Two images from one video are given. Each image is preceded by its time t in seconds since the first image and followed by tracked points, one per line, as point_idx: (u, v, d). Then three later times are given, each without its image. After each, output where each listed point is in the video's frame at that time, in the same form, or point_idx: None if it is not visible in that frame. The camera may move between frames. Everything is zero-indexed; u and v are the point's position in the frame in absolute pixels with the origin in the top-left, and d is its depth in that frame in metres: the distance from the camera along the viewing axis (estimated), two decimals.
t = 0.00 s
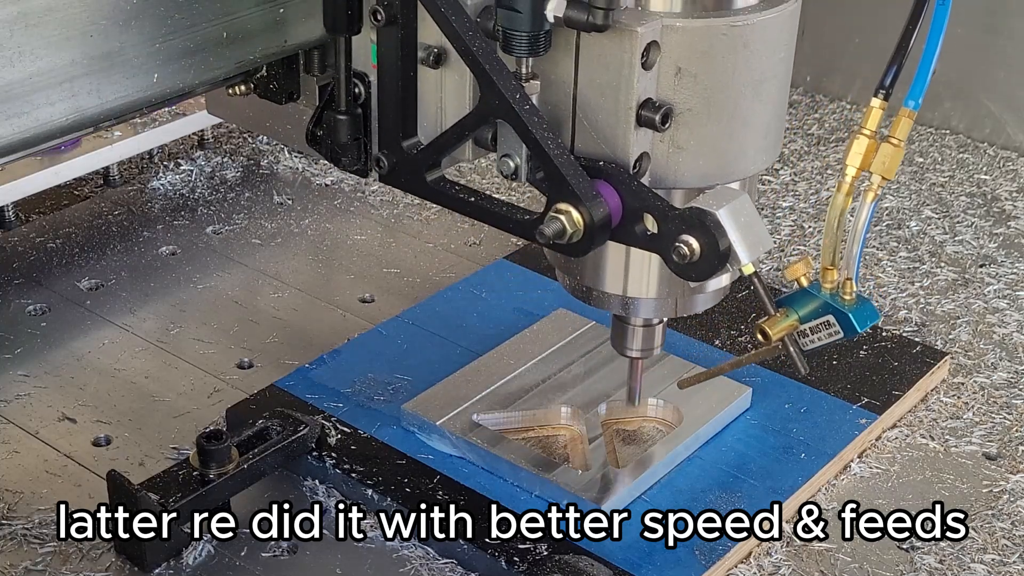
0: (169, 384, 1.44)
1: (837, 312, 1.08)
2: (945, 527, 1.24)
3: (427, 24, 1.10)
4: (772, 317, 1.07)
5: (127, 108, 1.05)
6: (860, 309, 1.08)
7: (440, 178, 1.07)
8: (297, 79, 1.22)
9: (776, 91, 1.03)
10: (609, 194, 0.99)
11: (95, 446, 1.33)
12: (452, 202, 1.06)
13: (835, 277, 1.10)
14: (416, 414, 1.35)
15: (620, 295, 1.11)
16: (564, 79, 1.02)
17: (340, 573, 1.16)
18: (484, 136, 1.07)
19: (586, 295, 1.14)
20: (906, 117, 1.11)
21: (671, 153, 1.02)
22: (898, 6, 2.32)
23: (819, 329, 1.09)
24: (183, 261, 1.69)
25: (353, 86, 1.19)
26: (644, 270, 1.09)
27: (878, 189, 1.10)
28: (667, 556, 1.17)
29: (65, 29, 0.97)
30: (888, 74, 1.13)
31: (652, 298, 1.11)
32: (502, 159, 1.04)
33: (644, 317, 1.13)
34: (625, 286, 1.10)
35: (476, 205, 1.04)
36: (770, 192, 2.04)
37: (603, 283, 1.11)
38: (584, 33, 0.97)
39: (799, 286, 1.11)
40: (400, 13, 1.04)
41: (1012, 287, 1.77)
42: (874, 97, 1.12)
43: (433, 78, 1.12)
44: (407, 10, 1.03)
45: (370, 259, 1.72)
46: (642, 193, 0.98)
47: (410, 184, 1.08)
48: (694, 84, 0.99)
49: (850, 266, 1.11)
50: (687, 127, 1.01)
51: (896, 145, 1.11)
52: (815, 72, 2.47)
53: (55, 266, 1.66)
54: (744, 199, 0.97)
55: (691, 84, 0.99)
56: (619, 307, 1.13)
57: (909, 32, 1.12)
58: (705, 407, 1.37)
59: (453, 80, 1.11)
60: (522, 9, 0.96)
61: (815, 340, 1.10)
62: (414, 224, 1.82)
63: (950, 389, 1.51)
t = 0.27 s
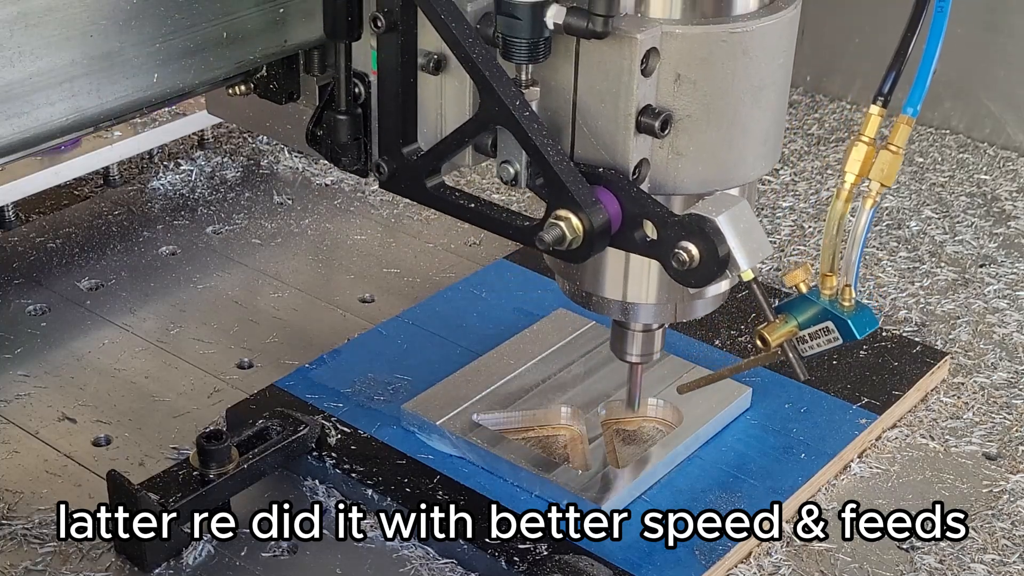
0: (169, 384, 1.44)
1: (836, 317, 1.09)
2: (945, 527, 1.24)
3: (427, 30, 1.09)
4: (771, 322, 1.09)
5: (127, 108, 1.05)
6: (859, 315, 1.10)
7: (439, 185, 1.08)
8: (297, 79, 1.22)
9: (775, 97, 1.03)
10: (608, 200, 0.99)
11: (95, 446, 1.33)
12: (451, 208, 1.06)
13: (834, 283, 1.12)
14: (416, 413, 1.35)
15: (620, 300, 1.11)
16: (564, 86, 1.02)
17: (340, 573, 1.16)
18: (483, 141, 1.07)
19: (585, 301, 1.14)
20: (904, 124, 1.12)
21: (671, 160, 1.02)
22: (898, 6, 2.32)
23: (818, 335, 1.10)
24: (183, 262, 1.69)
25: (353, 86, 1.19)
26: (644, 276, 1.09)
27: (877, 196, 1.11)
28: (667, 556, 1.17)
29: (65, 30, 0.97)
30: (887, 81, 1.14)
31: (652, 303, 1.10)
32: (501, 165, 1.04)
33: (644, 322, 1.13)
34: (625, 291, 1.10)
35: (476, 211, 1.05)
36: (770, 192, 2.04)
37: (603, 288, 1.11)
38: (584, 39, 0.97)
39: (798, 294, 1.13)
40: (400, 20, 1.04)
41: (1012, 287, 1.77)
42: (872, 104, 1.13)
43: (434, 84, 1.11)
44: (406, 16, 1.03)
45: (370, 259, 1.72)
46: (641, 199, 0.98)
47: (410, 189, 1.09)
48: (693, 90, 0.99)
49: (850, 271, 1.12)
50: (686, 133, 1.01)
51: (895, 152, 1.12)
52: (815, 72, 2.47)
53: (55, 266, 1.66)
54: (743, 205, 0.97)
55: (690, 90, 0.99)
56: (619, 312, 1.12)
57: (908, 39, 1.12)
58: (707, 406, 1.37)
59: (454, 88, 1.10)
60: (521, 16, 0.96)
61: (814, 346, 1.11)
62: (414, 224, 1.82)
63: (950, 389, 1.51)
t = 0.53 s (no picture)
0: (169, 384, 1.44)
1: (835, 325, 1.08)
2: (945, 527, 1.24)
3: (426, 37, 1.08)
4: (770, 329, 1.09)
5: (127, 108, 1.05)
6: (858, 322, 1.09)
7: (440, 191, 1.07)
8: (297, 79, 1.22)
9: (775, 103, 1.03)
10: (608, 207, 0.99)
11: (95, 446, 1.33)
12: (452, 215, 1.06)
13: (833, 290, 1.10)
14: (416, 414, 1.35)
15: (620, 305, 1.11)
16: (564, 92, 1.02)
17: (340, 572, 1.16)
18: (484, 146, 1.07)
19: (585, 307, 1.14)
20: (904, 130, 1.11)
21: (670, 166, 1.02)
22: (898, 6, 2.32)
23: (817, 342, 1.09)
24: (183, 261, 1.69)
25: (353, 86, 1.19)
26: (643, 283, 1.09)
27: (876, 203, 1.10)
28: (667, 556, 1.17)
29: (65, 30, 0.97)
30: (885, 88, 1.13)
31: (651, 309, 1.11)
32: (501, 171, 1.04)
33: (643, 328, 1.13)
34: (624, 297, 1.10)
35: (476, 218, 1.05)
36: (770, 191, 2.04)
37: (603, 294, 1.11)
38: (583, 47, 0.97)
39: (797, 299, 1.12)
40: (400, 27, 1.04)
41: (1012, 287, 1.77)
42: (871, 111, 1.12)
43: (433, 90, 1.11)
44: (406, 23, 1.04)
45: (369, 259, 1.72)
46: (641, 206, 0.98)
47: (410, 196, 1.09)
48: (693, 97, 0.99)
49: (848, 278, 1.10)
50: (686, 140, 1.01)
51: (893, 160, 1.11)
52: (815, 72, 2.47)
53: (55, 266, 1.66)
54: (742, 211, 0.97)
55: (690, 97, 0.99)
56: (618, 318, 1.12)
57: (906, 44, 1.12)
58: (707, 405, 1.37)
59: (454, 95, 1.10)
60: (521, 24, 0.96)
61: (812, 352, 1.10)
62: (414, 224, 1.82)
63: (950, 389, 1.51)
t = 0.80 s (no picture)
0: (169, 384, 1.44)
1: (834, 331, 1.09)
2: (945, 527, 1.24)
3: (426, 43, 1.08)
4: (769, 335, 1.10)
5: (127, 109, 1.05)
6: (857, 329, 1.09)
7: (440, 197, 1.08)
8: (297, 79, 1.22)
9: (773, 109, 1.04)
10: (607, 213, 0.99)
11: (95, 446, 1.33)
12: (452, 221, 1.07)
13: (832, 296, 1.11)
14: (416, 414, 1.35)
15: (619, 310, 1.11)
16: (563, 99, 1.02)
17: (340, 573, 1.16)
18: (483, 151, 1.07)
19: (584, 312, 1.14)
20: (902, 138, 1.11)
21: (669, 172, 1.02)
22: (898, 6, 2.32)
23: (816, 348, 1.10)
24: (183, 261, 1.69)
25: (353, 86, 1.19)
26: (643, 290, 1.09)
27: (875, 209, 1.11)
28: (667, 556, 1.17)
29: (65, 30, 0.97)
30: (885, 95, 1.14)
31: (650, 314, 1.10)
32: (501, 177, 1.04)
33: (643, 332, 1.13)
34: (623, 302, 1.10)
35: (476, 223, 1.05)
36: (770, 191, 2.04)
37: (603, 300, 1.11)
38: (583, 53, 0.97)
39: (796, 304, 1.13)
40: (401, 34, 1.05)
41: (1012, 287, 1.77)
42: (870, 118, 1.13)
43: (433, 96, 1.10)
44: (406, 28, 1.04)
45: (369, 258, 1.72)
46: (640, 213, 0.98)
47: (410, 203, 1.09)
48: (692, 103, 0.99)
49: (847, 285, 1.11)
50: (685, 146, 1.01)
51: (891, 166, 1.12)
52: (815, 72, 2.47)
53: (55, 266, 1.66)
54: (741, 218, 0.97)
55: (689, 104, 0.99)
56: (618, 323, 1.12)
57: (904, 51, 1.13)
58: (707, 406, 1.37)
59: (453, 100, 1.10)
60: (521, 30, 0.96)
61: (811, 358, 1.11)
62: (414, 224, 1.82)
63: (950, 389, 1.51)
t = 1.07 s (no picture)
0: (169, 384, 1.44)
1: (834, 337, 1.07)
2: (945, 527, 1.24)
3: (426, 49, 1.08)
4: (768, 341, 1.07)
5: (127, 109, 1.05)
6: (856, 335, 1.07)
7: (440, 204, 1.08)
8: (297, 79, 1.22)
9: (774, 115, 1.03)
10: (606, 220, 0.99)
11: (95, 446, 1.33)
12: (452, 228, 1.06)
13: (831, 302, 1.09)
14: (416, 414, 1.35)
15: (619, 316, 1.11)
16: (562, 104, 1.02)
17: (340, 573, 1.16)
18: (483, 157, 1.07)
19: (584, 318, 1.14)
20: (901, 144, 1.10)
21: (669, 178, 1.02)
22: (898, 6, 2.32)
23: (815, 354, 1.09)
24: (183, 261, 1.69)
25: (353, 86, 1.18)
26: (642, 296, 1.10)
27: (874, 217, 1.10)
28: (667, 556, 1.17)
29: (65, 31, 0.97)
30: (884, 102, 1.13)
31: (650, 320, 1.11)
32: (501, 184, 1.05)
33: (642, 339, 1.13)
34: (623, 309, 1.10)
35: (475, 230, 1.05)
36: (770, 191, 2.04)
37: (604, 306, 1.11)
38: (582, 60, 0.97)
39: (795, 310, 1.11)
40: (401, 41, 1.04)
41: (1012, 287, 1.77)
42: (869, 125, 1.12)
43: (433, 102, 1.10)
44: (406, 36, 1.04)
45: (369, 258, 1.72)
46: (639, 219, 0.99)
47: (410, 210, 1.09)
48: (692, 110, 0.99)
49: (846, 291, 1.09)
50: (685, 153, 1.01)
51: (890, 173, 1.11)
52: (815, 72, 2.47)
53: (55, 266, 1.66)
54: (741, 224, 0.97)
55: (689, 110, 0.99)
56: (617, 329, 1.12)
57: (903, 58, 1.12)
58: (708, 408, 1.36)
59: (453, 104, 1.09)
60: (521, 37, 0.97)
61: (810, 364, 1.10)
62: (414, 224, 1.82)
63: (951, 389, 1.51)
